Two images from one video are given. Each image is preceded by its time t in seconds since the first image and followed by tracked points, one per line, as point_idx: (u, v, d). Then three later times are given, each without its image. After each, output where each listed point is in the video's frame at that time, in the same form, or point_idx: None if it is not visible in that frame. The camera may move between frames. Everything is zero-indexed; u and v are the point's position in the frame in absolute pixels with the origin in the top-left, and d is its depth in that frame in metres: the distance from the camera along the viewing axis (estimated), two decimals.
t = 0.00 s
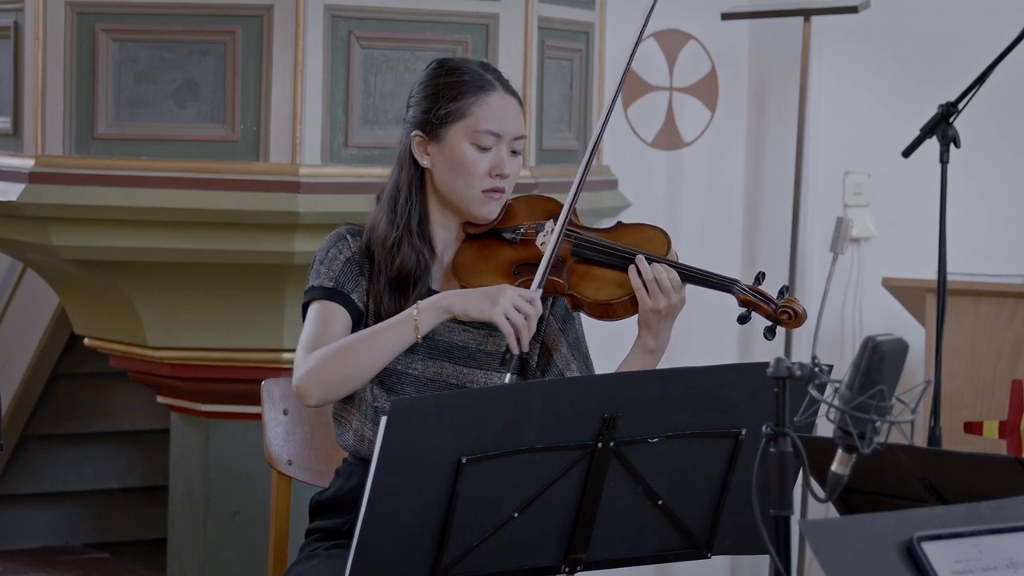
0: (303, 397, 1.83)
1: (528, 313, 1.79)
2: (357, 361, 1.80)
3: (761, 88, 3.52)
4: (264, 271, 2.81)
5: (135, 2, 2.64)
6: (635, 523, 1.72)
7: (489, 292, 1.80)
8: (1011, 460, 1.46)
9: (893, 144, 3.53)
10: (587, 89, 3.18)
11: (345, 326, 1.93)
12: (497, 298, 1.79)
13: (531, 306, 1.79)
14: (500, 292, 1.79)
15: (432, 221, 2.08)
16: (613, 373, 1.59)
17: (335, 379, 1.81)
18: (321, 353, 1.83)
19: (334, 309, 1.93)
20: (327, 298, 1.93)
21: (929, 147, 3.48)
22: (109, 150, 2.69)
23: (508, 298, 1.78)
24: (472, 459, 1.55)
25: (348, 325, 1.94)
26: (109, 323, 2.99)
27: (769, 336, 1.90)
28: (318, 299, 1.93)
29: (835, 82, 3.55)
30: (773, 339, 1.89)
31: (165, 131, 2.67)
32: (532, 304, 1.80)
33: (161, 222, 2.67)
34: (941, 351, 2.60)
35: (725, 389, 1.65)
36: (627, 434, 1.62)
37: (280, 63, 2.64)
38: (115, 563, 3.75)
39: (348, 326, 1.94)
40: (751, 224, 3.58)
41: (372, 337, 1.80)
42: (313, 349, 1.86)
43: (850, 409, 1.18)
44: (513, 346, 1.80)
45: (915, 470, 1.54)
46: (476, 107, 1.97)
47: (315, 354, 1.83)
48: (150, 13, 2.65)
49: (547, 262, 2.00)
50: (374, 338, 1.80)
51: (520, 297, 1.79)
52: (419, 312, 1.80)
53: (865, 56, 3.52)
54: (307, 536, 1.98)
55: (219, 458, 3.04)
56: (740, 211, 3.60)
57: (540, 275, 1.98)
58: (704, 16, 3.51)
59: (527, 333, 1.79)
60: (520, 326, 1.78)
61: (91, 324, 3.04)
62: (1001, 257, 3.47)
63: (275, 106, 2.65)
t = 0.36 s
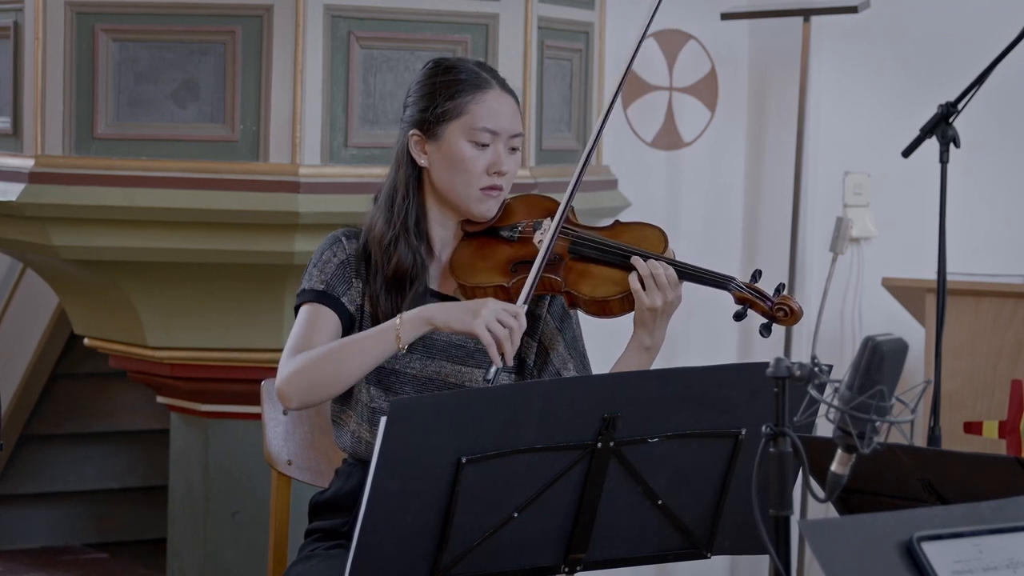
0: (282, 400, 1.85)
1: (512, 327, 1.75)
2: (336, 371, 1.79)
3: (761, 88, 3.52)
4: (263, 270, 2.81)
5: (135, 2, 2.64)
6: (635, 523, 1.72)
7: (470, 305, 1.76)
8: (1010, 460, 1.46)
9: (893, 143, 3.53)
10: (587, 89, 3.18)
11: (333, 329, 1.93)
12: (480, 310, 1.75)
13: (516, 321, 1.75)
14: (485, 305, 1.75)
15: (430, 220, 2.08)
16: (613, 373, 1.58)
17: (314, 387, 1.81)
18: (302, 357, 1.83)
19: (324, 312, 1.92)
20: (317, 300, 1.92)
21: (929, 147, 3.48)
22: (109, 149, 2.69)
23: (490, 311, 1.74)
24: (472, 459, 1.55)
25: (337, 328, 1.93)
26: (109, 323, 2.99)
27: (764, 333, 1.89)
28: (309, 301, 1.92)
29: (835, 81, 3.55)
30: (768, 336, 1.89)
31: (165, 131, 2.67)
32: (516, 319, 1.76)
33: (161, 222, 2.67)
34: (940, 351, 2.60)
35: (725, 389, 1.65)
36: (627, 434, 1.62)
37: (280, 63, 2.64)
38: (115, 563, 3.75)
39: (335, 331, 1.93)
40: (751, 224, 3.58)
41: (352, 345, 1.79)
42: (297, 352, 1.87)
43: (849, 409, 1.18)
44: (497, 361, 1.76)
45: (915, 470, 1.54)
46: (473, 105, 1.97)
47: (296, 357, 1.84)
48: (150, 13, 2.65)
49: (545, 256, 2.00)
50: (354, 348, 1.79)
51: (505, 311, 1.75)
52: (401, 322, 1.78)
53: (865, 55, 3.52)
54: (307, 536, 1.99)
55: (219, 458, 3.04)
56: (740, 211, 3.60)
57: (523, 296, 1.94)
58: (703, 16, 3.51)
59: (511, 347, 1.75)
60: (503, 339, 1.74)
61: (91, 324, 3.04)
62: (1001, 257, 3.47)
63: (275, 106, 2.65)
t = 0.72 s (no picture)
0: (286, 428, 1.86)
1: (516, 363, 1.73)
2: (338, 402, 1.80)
3: (761, 88, 3.52)
4: (263, 270, 2.81)
5: (135, 2, 2.64)
6: (635, 523, 1.72)
7: (473, 345, 1.73)
8: (1010, 460, 1.46)
9: (893, 143, 3.53)
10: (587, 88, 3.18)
11: (335, 347, 1.94)
12: (484, 348, 1.72)
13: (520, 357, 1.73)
14: (488, 344, 1.73)
15: (431, 218, 2.08)
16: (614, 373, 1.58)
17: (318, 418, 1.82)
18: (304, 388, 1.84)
19: (323, 331, 1.93)
20: (314, 319, 1.93)
21: (929, 147, 3.48)
22: (109, 149, 2.69)
23: (493, 351, 1.71)
24: (472, 459, 1.55)
25: (338, 344, 1.95)
26: (109, 323, 2.99)
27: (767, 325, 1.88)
28: (307, 320, 1.93)
29: (835, 82, 3.55)
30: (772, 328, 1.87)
31: (165, 131, 2.67)
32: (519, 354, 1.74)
33: (161, 222, 2.67)
34: (941, 351, 2.60)
35: (726, 389, 1.65)
36: (627, 434, 1.62)
37: (280, 63, 2.64)
38: (115, 563, 3.75)
39: (337, 349, 1.94)
40: (751, 224, 3.58)
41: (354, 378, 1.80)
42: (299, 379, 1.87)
43: (850, 409, 1.18)
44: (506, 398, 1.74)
45: (915, 470, 1.54)
46: (474, 103, 1.97)
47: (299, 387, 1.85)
48: (151, 13, 2.65)
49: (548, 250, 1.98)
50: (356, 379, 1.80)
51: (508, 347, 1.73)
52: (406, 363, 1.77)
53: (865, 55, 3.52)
54: (307, 536, 1.99)
55: (220, 458, 3.04)
56: (740, 211, 3.60)
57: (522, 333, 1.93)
58: (704, 16, 3.52)
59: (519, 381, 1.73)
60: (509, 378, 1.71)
61: (91, 324, 3.04)
62: (1001, 256, 3.48)
63: (275, 106, 2.65)
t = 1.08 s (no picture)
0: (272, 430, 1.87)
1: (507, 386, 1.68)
2: (323, 412, 1.81)
3: (761, 88, 3.52)
4: (263, 270, 2.80)
5: (135, 2, 2.64)
6: (635, 523, 1.72)
7: (459, 368, 1.69)
8: (1011, 460, 1.46)
9: (893, 143, 3.53)
10: (587, 89, 3.18)
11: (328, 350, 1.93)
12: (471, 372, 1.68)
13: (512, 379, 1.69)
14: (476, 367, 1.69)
15: (432, 219, 2.07)
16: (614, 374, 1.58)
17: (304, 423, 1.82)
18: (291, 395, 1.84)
19: (315, 335, 1.92)
20: (309, 323, 1.92)
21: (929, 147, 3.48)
22: (109, 149, 2.69)
23: (481, 372, 1.68)
24: (472, 459, 1.55)
25: (332, 349, 1.94)
26: (109, 323, 2.99)
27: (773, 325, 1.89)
28: (300, 323, 1.93)
29: (835, 82, 3.55)
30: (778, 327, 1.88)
31: (166, 131, 2.67)
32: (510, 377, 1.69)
33: (161, 222, 2.67)
34: (941, 352, 2.60)
35: (726, 389, 1.65)
36: (627, 434, 1.61)
37: (280, 64, 2.64)
38: (115, 563, 3.75)
39: (331, 354, 1.94)
40: (751, 224, 3.58)
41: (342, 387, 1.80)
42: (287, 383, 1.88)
43: (850, 409, 1.18)
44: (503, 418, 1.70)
45: (915, 470, 1.54)
46: (475, 104, 1.98)
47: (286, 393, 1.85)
48: (151, 13, 2.65)
49: (550, 251, 1.98)
50: (342, 390, 1.80)
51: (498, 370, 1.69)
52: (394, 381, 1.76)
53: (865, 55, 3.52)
54: (307, 537, 1.99)
55: (220, 458, 3.04)
56: (741, 211, 3.60)
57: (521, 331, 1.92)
58: (704, 16, 3.52)
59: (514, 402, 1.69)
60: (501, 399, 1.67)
61: (91, 324, 3.04)
62: (1001, 256, 3.48)
63: (275, 106, 2.65)
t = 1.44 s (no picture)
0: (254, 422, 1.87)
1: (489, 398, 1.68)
2: (307, 413, 1.81)
3: (761, 88, 3.52)
4: (263, 270, 2.80)
5: (135, 2, 2.64)
6: (635, 523, 1.72)
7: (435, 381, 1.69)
8: (1011, 461, 1.46)
9: (893, 144, 3.53)
10: (587, 88, 3.18)
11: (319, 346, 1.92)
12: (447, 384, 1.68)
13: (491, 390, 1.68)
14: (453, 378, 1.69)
15: (432, 220, 2.07)
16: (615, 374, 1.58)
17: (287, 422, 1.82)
18: (275, 391, 1.83)
19: (308, 334, 1.92)
20: (302, 320, 1.92)
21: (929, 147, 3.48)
22: (109, 149, 2.69)
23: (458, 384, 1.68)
24: (472, 459, 1.55)
25: (326, 347, 1.93)
26: (109, 324, 2.99)
27: (772, 330, 1.87)
28: (294, 320, 1.93)
29: (835, 82, 3.55)
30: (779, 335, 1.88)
31: (166, 131, 2.67)
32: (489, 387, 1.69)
33: (161, 222, 2.67)
34: (941, 352, 2.60)
35: (727, 389, 1.65)
36: (627, 434, 1.61)
37: (280, 64, 2.64)
38: (115, 563, 3.75)
39: (322, 353, 1.93)
40: (751, 224, 3.58)
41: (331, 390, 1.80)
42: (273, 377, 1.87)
43: (850, 409, 1.18)
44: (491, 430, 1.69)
45: (916, 470, 1.54)
46: (475, 106, 1.97)
47: (270, 388, 1.84)
48: (151, 13, 2.65)
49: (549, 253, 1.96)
50: (330, 393, 1.79)
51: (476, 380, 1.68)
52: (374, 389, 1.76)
53: (865, 55, 3.52)
54: (307, 537, 1.99)
55: (220, 458, 3.04)
56: (741, 211, 3.60)
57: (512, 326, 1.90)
58: (704, 16, 3.52)
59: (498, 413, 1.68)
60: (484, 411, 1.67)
61: (91, 324, 3.04)
62: (1001, 256, 3.48)
63: (275, 106, 2.65)
